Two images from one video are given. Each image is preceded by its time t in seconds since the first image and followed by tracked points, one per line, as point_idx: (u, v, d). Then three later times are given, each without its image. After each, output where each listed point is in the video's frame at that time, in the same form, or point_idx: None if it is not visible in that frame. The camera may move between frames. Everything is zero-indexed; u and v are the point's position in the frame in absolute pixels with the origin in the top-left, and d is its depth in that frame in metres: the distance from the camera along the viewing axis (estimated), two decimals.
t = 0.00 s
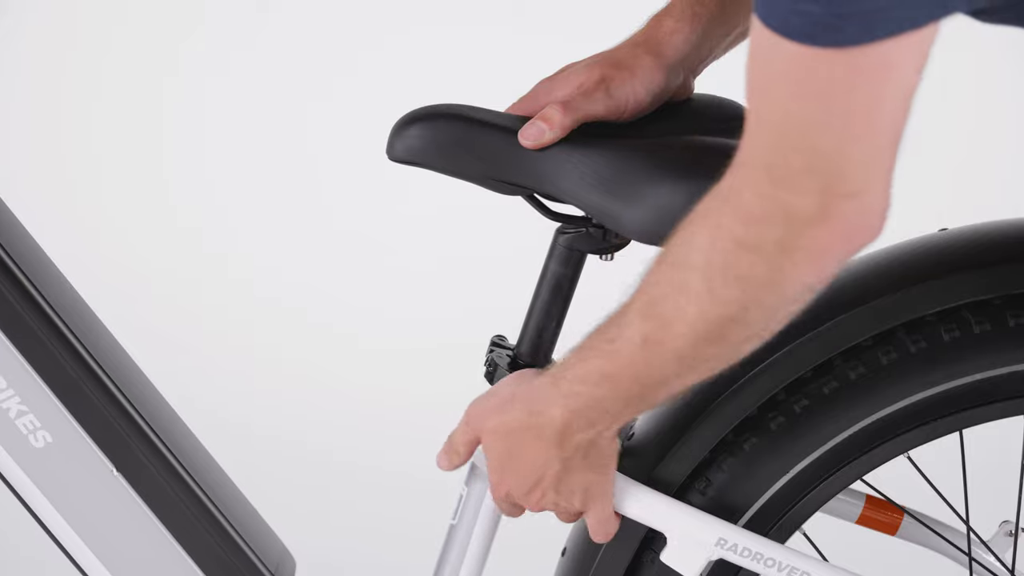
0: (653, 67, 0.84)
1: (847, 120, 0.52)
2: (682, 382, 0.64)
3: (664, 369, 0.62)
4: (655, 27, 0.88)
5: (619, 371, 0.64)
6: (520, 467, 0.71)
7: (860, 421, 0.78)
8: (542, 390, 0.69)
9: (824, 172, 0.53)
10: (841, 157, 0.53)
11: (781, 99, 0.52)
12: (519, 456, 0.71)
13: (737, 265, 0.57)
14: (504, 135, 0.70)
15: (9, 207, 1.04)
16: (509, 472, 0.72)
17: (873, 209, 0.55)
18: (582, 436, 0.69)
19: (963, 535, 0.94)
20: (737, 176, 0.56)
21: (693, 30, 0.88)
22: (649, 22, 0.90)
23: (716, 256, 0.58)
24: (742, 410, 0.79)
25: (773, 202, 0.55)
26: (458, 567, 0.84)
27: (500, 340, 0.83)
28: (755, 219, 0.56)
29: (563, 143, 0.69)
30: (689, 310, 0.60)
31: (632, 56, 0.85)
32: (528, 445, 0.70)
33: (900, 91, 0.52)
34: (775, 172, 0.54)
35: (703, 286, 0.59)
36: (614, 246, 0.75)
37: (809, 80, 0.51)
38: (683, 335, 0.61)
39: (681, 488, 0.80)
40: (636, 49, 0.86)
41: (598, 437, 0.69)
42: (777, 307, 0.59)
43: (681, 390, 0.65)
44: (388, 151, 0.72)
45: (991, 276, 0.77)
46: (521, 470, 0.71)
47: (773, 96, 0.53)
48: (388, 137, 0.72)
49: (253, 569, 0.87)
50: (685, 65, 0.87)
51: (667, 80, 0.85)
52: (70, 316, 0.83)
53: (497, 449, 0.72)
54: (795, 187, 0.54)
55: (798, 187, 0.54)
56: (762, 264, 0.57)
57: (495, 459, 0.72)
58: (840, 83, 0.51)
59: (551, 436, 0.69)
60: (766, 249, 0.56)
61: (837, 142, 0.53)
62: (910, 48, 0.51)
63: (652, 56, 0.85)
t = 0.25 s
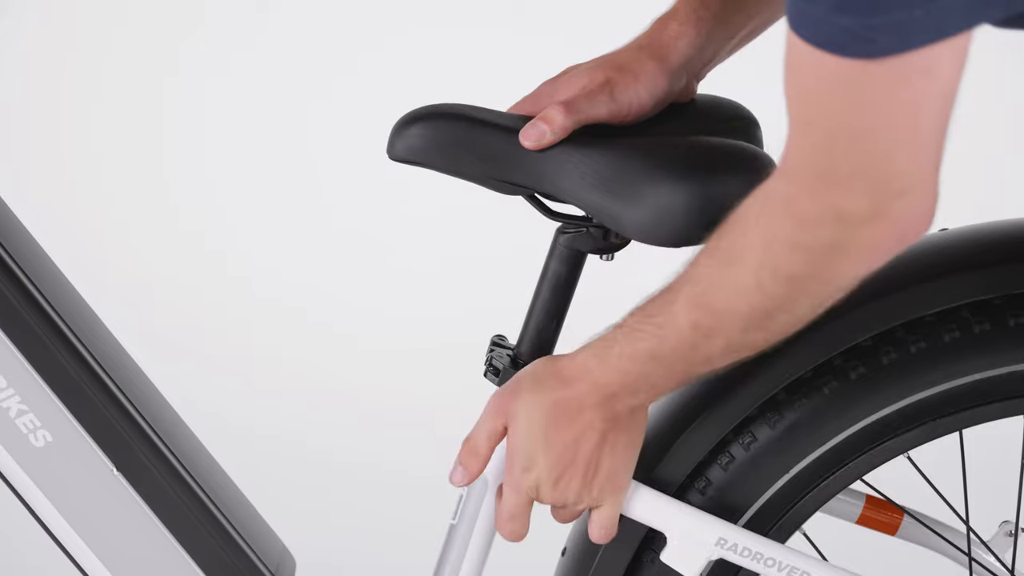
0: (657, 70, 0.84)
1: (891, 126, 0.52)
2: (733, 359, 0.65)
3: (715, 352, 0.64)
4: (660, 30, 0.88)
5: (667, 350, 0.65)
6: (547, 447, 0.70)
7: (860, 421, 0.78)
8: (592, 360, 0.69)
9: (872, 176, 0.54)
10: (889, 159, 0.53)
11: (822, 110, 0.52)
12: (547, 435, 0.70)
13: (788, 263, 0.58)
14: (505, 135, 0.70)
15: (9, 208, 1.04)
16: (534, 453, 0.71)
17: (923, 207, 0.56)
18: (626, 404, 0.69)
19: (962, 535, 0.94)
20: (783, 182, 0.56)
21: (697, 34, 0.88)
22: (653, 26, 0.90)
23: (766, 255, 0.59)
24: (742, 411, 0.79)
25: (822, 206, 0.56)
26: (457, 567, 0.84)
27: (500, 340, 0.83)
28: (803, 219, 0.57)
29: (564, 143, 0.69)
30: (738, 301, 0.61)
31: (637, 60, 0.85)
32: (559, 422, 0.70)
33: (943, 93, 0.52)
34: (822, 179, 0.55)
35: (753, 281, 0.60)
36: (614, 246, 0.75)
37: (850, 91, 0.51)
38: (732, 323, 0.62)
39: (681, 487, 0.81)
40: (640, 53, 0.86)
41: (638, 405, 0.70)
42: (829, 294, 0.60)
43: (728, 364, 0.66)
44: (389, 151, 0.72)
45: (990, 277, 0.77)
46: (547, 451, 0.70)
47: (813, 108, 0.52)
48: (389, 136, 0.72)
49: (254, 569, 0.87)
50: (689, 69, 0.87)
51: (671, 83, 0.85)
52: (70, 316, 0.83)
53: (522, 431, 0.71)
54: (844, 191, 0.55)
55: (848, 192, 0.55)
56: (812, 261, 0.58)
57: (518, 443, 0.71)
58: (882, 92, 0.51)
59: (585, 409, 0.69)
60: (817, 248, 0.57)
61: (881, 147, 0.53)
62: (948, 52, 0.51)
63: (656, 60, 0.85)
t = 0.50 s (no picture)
0: (659, 70, 0.84)
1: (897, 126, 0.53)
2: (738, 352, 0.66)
3: (719, 346, 0.65)
4: (661, 32, 0.89)
5: (671, 343, 0.66)
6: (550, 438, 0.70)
7: (859, 421, 0.78)
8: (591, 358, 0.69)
9: (876, 173, 0.55)
10: (893, 159, 0.55)
11: (831, 108, 0.53)
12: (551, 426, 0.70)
13: (793, 258, 0.59)
14: (504, 135, 0.70)
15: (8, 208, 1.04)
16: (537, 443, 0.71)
17: (927, 205, 0.57)
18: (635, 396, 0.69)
19: (962, 535, 0.94)
20: (791, 177, 0.58)
21: (698, 35, 0.88)
22: (654, 27, 0.90)
23: (773, 250, 0.60)
24: (741, 411, 0.78)
25: (827, 202, 0.57)
26: (457, 567, 0.84)
27: (499, 341, 0.83)
28: (809, 214, 0.58)
29: (563, 143, 0.69)
30: (743, 295, 0.62)
31: (638, 61, 0.85)
32: (563, 412, 0.70)
33: (947, 96, 0.53)
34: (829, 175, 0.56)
35: (758, 275, 0.61)
36: (613, 246, 0.74)
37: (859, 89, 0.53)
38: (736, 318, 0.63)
39: (680, 487, 0.81)
40: (641, 53, 0.86)
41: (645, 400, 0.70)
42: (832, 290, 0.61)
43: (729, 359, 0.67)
44: (388, 151, 0.72)
45: (989, 277, 0.77)
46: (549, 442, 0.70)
47: (821, 105, 0.54)
48: (389, 136, 0.72)
49: (254, 569, 0.87)
50: (691, 69, 0.87)
51: (673, 83, 0.85)
52: (70, 316, 0.83)
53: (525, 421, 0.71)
54: (849, 187, 0.56)
55: (852, 187, 0.56)
56: (816, 257, 0.59)
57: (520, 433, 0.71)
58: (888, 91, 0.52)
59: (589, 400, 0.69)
60: (822, 244, 0.58)
61: (885, 146, 0.54)
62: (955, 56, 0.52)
63: (658, 61, 0.85)
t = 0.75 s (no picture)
0: (659, 70, 0.84)
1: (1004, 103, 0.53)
2: (827, 338, 0.64)
3: (808, 319, 0.64)
4: (659, 32, 0.89)
5: (768, 290, 0.66)
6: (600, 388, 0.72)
7: (858, 421, 0.78)
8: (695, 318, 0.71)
9: (983, 153, 0.54)
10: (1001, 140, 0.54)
11: (929, 86, 0.54)
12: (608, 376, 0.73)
13: (906, 235, 0.58)
14: (503, 135, 0.70)
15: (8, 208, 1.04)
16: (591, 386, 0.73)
17: None
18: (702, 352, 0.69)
19: (962, 535, 0.94)
20: (897, 159, 0.58)
21: (698, 34, 0.88)
22: (652, 27, 0.90)
23: (881, 227, 0.59)
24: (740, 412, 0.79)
25: (936, 183, 0.56)
26: (457, 567, 0.84)
27: (499, 340, 0.83)
28: (918, 193, 0.57)
29: (562, 143, 0.69)
30: (850, 268, 0.61)
31: (637, 60, 0.85)
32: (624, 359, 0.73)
33: None
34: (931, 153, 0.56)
35: (865, 251, 0.60)
36: (612, 246, 0.74)
37: (950, 62, 0.53)
38: (838, 289, 0.62)
39: (679, 488, 0.81)
40: (641, 53, 0.86)
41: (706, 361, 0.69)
42: (942, 283, 0.60)
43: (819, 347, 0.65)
44: (387, 150, 0.72)
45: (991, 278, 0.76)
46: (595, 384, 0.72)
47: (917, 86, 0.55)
48: (388, 136, 0.72)
49: (254, 569, 0.87)
50: (690, 68, 0.87)
51: (672, 82, 0.85)
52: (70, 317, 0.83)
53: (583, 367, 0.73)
54: (960, 164, 0.55)
55: (965, 166, 0.55)
56: (931, 236, 0.58)
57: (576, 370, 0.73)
58: (986, 65, 0.52)
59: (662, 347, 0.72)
60: (934, 226, 0.57)
61: (993, 124, 0.54)
62: None
63: (658, 61, 0.85)
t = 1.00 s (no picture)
0: (661, 70, 0.84)
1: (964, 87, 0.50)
2: (776, 312, 0.63)
3: (757, 295, 0.62)
4: (660, 30, 0.89)
5: (721, 263, 0.64)
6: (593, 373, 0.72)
7: (859, 420, 0.78)
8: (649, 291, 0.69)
9: (941, 137, 0.52)
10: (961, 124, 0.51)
11: (889, 67, 0.51)
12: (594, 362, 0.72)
13: (857, 215, 0.56)
14: (504, 134, 0.70)
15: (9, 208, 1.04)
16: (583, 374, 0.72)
17: (1002, 179, 0.53)
18: (659, 318, 0.68)
19: (963, 535, 0.94)
20: (854, 135, 0.55)
21: (699, 34, 0.88)
22: (653, 26, 0.90)
23: (836, 205, 0.57)
24: (741, 412, 0.79)
25: (888, 167, 0.54)
26: (457, 567, 0.84)
27: (499, 340, 0.83)
28: (871, 174, 0.55)
29: (563, 142, 0.69)
30: (799, 244, 0.59)
31: (639, 59, 0.85)
32: (600, 347, 0.72)
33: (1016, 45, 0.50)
34: (889, 134, 0.53)
35: (816, 227, 0.58)
36: (613, 246, 0.74)
37: (911, 42, 0.50)
38: (785, 264, 0.60)
39: (680, 487, 0.81)
40: (642, 53, 0.86)
41: (668, 328, 0.67)
42: (891, 264, 0.58)
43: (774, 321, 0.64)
44: (388, 150, 0.72)
45: (990, 277, 0.76)
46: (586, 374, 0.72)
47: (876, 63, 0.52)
48: (389, 135, 0.72)
49: (255, 569, 0.86)
50: (691, 68, 0.87)
51: (674, 82, 0.85)
52: (70, 316, 0.83)
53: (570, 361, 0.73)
54: (912, 149, 0.53)
55: (917, 150, 0.53)
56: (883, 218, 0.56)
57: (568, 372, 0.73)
58: (945, 48, 0.49)
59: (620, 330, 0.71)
60: (887, 208, 0.55)
61: (954, 108, 0.51)
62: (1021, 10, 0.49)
63: (659, 60, 0.85)
